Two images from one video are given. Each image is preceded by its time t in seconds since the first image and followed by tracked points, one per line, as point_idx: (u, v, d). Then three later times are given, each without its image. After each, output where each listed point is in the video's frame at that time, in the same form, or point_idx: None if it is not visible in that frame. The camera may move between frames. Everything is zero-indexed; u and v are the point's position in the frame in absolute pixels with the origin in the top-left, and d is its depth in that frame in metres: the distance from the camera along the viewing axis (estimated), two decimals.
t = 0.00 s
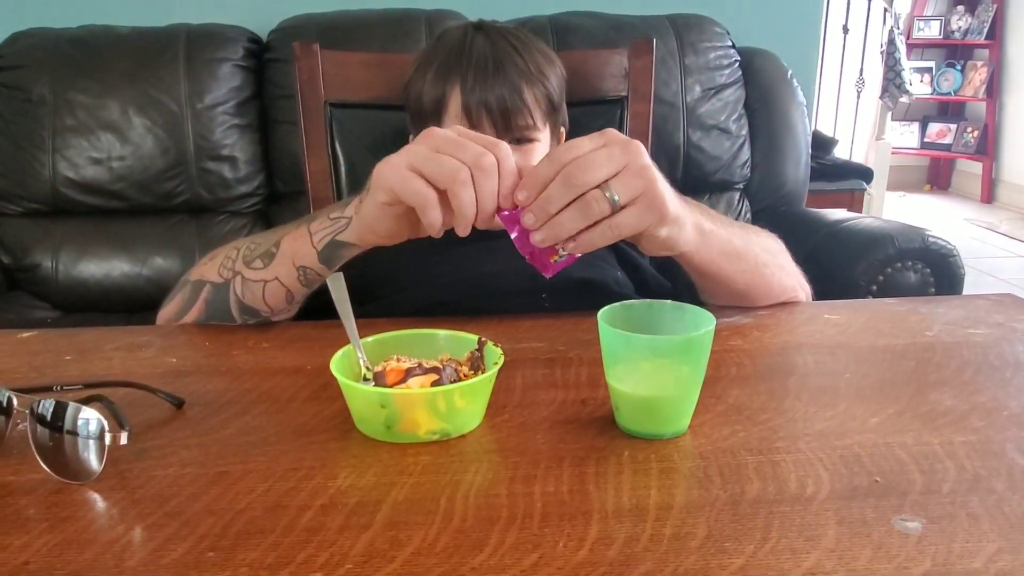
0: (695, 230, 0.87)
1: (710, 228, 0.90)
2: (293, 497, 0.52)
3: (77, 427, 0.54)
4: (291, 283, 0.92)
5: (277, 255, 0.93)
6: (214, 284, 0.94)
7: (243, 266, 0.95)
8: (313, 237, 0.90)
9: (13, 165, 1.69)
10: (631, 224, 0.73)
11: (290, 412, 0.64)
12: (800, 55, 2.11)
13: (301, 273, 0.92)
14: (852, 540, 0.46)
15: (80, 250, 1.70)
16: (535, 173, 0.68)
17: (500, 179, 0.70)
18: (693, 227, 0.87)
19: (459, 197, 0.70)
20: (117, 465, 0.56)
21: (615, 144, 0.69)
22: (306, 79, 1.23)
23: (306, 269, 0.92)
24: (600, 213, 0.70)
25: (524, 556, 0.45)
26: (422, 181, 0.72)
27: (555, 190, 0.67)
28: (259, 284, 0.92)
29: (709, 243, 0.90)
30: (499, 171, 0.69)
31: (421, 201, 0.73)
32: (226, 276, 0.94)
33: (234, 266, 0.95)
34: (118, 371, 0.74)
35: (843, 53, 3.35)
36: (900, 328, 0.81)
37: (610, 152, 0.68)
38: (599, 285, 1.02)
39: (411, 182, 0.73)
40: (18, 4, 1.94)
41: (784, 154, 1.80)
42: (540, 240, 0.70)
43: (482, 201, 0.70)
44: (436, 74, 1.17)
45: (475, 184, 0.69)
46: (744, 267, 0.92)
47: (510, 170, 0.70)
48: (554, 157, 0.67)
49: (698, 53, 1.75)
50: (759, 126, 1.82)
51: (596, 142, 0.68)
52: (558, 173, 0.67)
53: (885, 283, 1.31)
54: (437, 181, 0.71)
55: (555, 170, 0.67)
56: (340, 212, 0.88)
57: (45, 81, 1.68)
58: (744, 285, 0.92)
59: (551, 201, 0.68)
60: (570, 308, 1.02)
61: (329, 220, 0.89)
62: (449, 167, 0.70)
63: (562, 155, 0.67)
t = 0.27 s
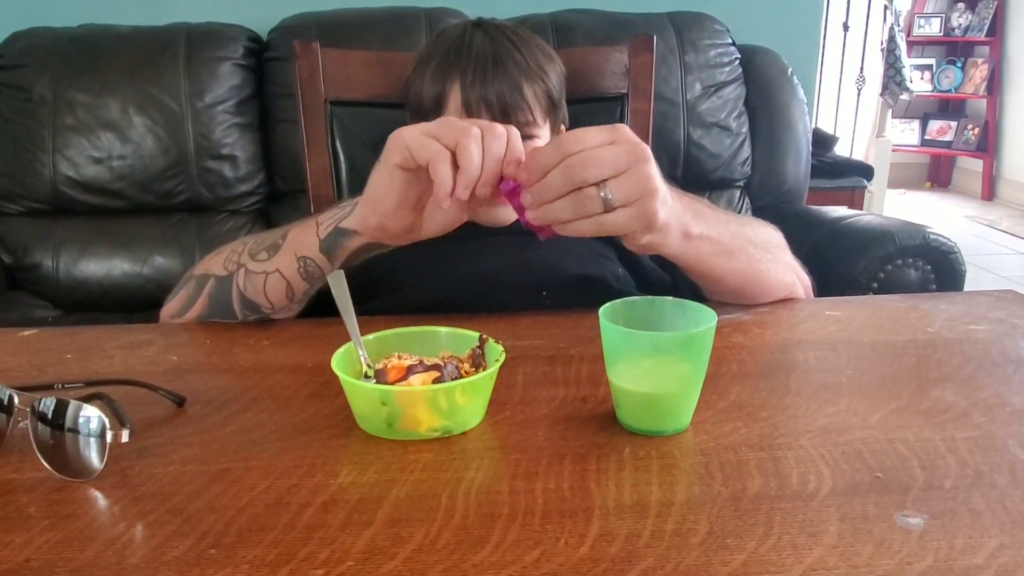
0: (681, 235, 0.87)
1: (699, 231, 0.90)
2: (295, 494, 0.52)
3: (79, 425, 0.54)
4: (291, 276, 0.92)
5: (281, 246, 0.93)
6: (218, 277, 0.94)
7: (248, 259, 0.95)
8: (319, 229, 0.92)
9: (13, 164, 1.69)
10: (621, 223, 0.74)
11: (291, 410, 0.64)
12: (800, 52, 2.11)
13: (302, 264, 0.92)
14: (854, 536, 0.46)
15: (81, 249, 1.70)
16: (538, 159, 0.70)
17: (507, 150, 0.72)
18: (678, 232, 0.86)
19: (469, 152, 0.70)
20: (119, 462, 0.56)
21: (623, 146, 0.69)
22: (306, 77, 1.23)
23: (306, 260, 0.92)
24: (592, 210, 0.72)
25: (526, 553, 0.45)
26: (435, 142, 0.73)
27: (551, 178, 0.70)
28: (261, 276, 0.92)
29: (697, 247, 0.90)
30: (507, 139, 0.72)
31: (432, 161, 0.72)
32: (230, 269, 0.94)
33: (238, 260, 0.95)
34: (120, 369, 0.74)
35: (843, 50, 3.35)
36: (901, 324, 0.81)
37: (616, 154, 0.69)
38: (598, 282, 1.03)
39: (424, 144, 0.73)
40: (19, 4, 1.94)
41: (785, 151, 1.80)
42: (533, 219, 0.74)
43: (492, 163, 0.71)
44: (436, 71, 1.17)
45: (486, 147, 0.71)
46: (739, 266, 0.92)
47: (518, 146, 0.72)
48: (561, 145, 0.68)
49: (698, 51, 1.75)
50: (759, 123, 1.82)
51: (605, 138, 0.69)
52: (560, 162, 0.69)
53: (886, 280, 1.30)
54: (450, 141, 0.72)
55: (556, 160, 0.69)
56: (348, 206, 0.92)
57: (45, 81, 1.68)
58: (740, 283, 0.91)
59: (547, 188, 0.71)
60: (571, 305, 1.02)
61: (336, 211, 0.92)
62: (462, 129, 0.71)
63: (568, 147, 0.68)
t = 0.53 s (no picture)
0: (679, 237, 0.86)
1: (699, 233, 0.88)
2: (291, 493, 0.52)
3: (74, 424, 0.54)
4: (285, 279, 0.92)
5: (274, 250, 0.93)
6: (212, 280, 0.94)
7: (241, 261, 0.94)
8: (310, 232, 0.90)
9: (12, 164, 1.69)
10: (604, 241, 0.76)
11: (288, 409, 0.64)
12: (799, 50, 2.11)
13: (295, 268, 0.91)
14: (849, 533, 0.46)
15: (80, 248, 1.70)
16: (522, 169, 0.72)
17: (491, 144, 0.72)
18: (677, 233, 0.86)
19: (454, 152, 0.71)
20: (115, 462, 0.56)
21: (611, 169, 0.71)
22: (304, 76, 1.23)
23: (300, 264, 0.91)
24: (571, 224, 0.74)
25: (521, 552, 0.45)
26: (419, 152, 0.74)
27: (533, 188, 0.72)
28: (255, 279, 0.92)
29: (695, 249, 0.90)
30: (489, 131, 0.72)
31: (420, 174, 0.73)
32: (224, 271, 0.94)
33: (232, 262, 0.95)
34: (117, 368, 0.74)
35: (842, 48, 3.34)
36: (898, 322, 0.81)
37: (600, 177, 0.71)
38: (596, 282, 1.03)
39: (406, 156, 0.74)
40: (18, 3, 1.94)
41: (784, 149, 1.80)
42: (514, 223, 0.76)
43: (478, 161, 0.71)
44: (437, 65, 1.16)
45: (470, 143, 0.71)
46: (737, 266, 0.91)
47: (502, 137, 0.73)
48: (546, 160, 0.70)
49: (697, 49, 1.75)
50: (758, 121, 1.81)
51: (593, 156, 0.70)
52: (542, 176, 0.71)
53: (884, 278, 1.30)
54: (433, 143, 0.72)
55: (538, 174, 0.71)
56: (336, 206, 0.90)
57: (44, 80, 1.68)
58: (739, 281, 0.91)
59: (529, 197, 0.73)
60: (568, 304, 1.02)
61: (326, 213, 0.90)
62: (441, 130, 0.72)
63: (554, 163, 0.70)
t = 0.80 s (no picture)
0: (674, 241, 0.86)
1: (694, 238, 0.88)
2: (293, 493, 0.52)
3: (76, 425, 0.54)
4: (295, 284, 0.92)
5: (281, 257, 0.92)
6: (217, 283, 0.94)
7: (246, 265, 0.94)
8: (318, 241, 0.90)
9: (12, 164, 1.69)
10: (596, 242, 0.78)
11: (289, 409, 0.64)
12: (799, 51, 2.11)
13: (306, 276, 0.92)
14: (851, 534, 0.46)
15: (79, 248, 1.70)
16: (533, 162, 0.72)
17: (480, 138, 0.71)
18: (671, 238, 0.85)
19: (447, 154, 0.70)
20: (116, 463, 0.56)
21: (619, 179, 0.72)
22: (304, 76, 1.23)
23: (311, 273, 0.91)
24: (570, 222, 0.75)
25: (524, 552, 0.45)
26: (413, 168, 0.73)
27: (538, 182, 0.73)
28: (262, 285, 0.92)
29: (690, 253, 0.89)
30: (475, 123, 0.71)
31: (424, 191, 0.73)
32: (229, 275, 0.94)
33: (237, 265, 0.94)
34: (118, 368, 0.73)
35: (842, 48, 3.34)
36: (899, 323, 0.81)
37: (607, 186, 0.72)
38: (598, 284, 1.02)
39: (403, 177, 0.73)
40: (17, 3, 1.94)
41: (784, 149, 1.80)
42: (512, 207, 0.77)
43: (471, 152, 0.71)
44: (446, 53, 1.17)
45: (464, 145, 0.71)
46: (733, 269, 0.91)
47: (488, 121, 0.71)
48: (558, 158, 0.71)
49: (697, 49, 1.75)
50: (758, 121, 1.81)
51: (604, 165, 0.71)
52: (553, 172, 0.72)
53: (885, 279, 1.30)
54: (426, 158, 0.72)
55: (549, 169, 0.72)
56: (344, 219, 0.88)
57: (44, 80, 1.68)
58: (734, 283, 0.92)
59: (532, 190, 0.74)
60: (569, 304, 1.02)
61: (334, 226, 0.89)
62: (431, 143, 0.71)
63: (565, 164, 0.71)
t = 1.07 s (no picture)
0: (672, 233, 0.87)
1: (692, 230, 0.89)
2: (288, 490, 0.51)
3: (69, 421, 0.54)
4: (297, 283, 0.92)
5: (283, 256, 0.91)
6: (216, 280, 0.92)
7: (245, 262, 0.93)
8: (322, 242, 0.90)
9: (9, 161, 1.68)
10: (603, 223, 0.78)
11: (285, 406, 0.64)
12: (798, 49, 2.11)
13: (310, 274, 0.92)
14: (850, 531, 0.46)
15: (76, 245, 1.69)
16: (559, 139, 0.72)
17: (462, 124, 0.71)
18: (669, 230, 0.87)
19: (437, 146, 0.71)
20: (110, 459, 0.56)
21: (642, 163, 0.73)
22: (302, 73, 1.23)
23: (315, 271, 0.91)
24: (584, 203, 0.75)
25: (519, 550, 0.45)
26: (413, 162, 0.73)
27: (560, 159, 0.72)
28: (263, 283, 0.91)
29: (687, 246, 0.90)
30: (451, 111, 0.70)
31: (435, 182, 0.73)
32: (228, 272, 0.93)
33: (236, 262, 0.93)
34: (113, 365, 0.73)
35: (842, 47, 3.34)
36: (897, 320, 0.80)
37: (629, 169, 0.72)
38: (596, 281, 1.02)
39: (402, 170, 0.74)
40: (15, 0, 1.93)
41: (783, 147, 1.80)
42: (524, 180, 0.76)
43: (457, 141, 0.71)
44: (440, 49, 1.17)
45: (454, 133, 0.70)
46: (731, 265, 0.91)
47: (471, 103, 0.71)
48: (586, 136, 0.71)
49: (696, 47, 1.74)
50: (757, 119, 1.81)
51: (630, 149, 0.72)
52: (580, 151, 0.72)
53: (883, 276, 1.30)
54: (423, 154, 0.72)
55: (577, 146, 0.71)
56: (347, 220, 0.89)
57: (41, 77, 1.67)
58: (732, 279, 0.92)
59: (550, 166, 0.73)
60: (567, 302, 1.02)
61: (336, 226, 0.89)
62: (423, 135, 0.71)
63: (593, 142, 0.71)
